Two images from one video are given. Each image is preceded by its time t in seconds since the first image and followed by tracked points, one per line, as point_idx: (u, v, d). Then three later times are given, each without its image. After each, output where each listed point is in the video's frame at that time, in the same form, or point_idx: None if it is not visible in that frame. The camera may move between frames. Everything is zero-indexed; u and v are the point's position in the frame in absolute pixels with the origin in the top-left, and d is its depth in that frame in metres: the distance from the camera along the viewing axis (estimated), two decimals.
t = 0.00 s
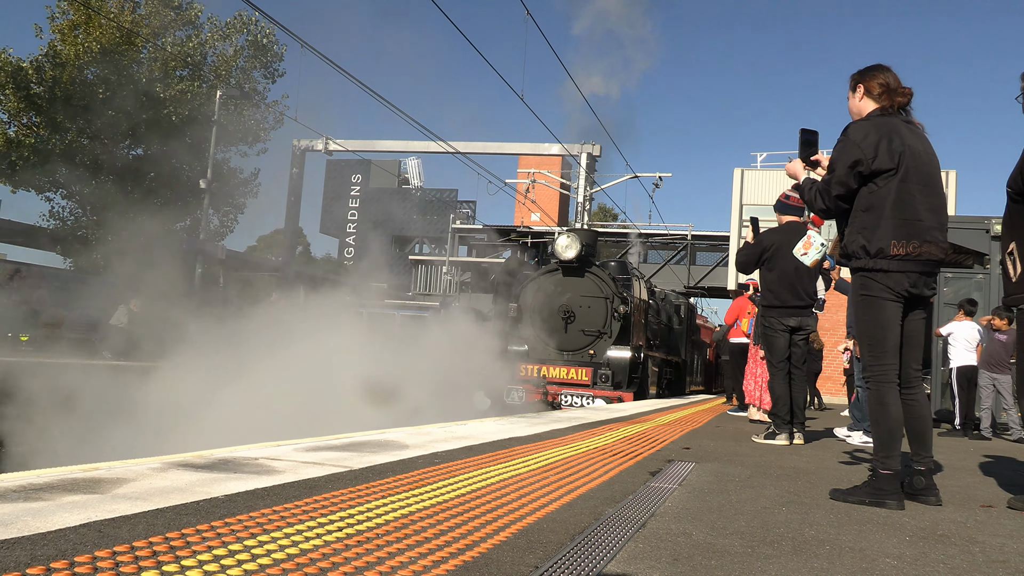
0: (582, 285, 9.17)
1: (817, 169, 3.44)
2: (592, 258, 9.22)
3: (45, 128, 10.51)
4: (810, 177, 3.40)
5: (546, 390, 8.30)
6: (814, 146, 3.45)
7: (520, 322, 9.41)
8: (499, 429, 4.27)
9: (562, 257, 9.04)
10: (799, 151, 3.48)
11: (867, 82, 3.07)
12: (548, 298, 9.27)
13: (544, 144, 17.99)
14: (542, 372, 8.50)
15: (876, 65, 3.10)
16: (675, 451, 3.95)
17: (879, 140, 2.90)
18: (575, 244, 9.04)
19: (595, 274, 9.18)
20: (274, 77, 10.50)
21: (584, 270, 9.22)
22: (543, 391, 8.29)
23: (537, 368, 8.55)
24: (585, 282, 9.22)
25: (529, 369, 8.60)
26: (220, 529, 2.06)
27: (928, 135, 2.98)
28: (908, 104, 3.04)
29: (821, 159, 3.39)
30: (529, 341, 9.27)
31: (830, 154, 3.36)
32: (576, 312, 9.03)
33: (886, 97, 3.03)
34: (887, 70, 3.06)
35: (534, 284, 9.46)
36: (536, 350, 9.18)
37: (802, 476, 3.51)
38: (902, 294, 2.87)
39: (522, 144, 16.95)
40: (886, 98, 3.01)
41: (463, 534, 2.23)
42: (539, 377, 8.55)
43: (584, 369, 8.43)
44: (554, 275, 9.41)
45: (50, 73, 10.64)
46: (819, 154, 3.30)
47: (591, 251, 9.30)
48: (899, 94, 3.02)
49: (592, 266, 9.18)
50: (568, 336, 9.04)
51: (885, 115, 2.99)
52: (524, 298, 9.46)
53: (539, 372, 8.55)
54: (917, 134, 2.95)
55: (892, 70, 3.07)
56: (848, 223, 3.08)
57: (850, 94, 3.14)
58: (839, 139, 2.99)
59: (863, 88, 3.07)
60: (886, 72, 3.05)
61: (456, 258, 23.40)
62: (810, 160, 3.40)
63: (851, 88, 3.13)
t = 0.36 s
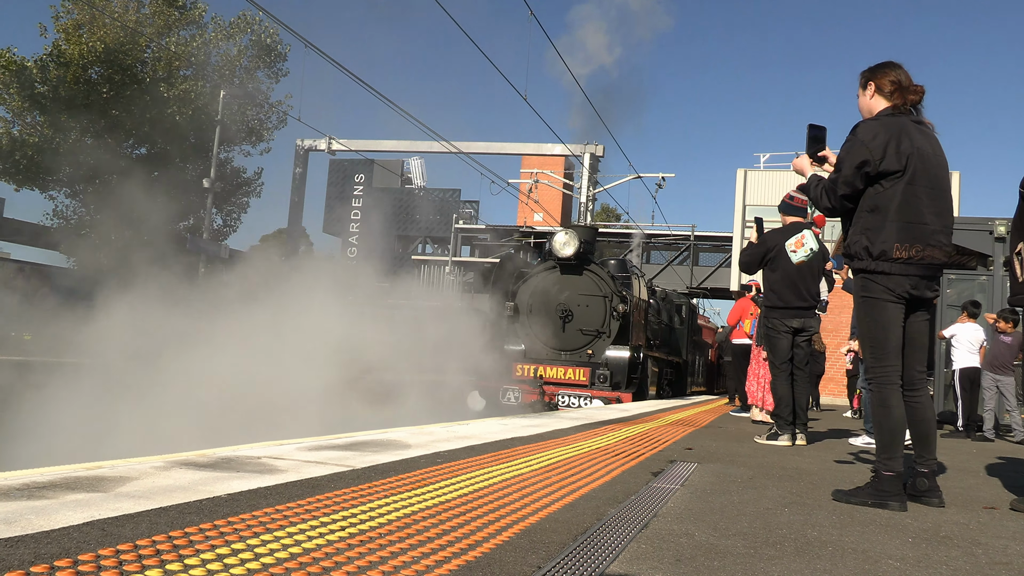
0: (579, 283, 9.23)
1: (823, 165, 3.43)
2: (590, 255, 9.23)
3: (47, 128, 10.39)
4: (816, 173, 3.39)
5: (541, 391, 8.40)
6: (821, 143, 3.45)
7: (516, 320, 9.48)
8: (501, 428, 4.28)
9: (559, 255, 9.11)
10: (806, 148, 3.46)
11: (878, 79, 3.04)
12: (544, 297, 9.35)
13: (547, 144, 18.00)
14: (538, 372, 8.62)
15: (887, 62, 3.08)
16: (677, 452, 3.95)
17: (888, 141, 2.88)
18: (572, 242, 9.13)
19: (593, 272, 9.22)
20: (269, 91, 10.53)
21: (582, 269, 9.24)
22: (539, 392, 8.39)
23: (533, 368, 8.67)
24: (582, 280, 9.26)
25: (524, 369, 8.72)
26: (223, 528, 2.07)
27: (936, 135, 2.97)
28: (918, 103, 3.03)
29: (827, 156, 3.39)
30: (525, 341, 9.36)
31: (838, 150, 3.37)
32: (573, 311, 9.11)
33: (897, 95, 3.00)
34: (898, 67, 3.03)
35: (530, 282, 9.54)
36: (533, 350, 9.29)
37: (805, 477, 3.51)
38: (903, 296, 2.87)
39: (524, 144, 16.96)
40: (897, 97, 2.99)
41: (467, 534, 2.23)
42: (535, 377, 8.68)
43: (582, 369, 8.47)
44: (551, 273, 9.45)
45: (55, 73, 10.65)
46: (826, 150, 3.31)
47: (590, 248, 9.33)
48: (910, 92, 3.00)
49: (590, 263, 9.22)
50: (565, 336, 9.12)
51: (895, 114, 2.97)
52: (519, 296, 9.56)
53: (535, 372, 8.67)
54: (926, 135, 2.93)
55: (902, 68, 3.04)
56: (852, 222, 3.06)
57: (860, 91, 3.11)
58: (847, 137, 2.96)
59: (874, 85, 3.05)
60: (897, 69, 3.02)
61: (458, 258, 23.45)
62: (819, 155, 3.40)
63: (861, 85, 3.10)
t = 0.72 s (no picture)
0: (578, 281, 9.21)
1: (824, 163, 3.43)
2: (588, 252, 9.22)
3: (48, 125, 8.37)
4: (817, 170, 3.39)
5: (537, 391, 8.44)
6: (822, 140, 3.44)
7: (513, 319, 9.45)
8: (504, 429, 4.28)
9: (556, 251, 9.11)
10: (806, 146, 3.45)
11: (884, 77, 3.03)
12: (542, 295, 9.32)
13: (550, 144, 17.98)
14: (536, 372, 8.72)
15: (892, 60, 3.06)
16: (680, 452, 3.95)
17: (892, 140, 2.87)
18: (570, 238, 9.12)
19: (591, 269, 9.21)
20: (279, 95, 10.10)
21: (580, 266, 9.25)
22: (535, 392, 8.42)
23: (531, 368, 8.77)
24: (580, 278, 9.23)
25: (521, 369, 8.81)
26: (226, 527, 2.07)
27: (940, 135, 2.97)
28: (923, 102, 3.03)
29: (829, 153, 3.39)
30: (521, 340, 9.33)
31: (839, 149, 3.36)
32: (571, 309, 9.10)
33: (903, 93, 2.99)
34: (904, 65, 3.02)
35: (528, 279, 9.52)
36: (530, 349, 9.27)
37: (807, 478, 3.51)
38: (905, 297, 2.87)
39: (527, 144, 16.95)
40: (903, 96, 2.98)
41: (469, 534, 2.23)
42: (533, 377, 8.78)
43: (579, 369, 8.60)
44: (548, 271, 9.42)
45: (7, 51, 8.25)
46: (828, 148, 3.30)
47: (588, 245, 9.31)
48: (916, 91, 2.99)
49: (588, 260, 9.21)
50: (563, 335, 9.12)
51: (899, 113, 2.95)
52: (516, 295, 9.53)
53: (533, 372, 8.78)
54: (930, 135, 2.93)
55: (908, 66, 3.03)
56: (853, 221, 3.05)
57: (865, 88, 3.10)
58: (851, 137, 2.94)
59: (879, 83, 3.03)
60: (903, 68, 3.01)
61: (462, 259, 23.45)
62: (820, 153, 3.40)
63: (866, 84, 3.09)
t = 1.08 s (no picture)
0: (576, 279, 9.21)
1: (825, 162, 3.43)
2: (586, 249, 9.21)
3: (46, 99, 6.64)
4: (819, 169, 3.38)
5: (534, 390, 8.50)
6: (823, 139, 3.45)
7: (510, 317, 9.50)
8: (507, 429, 4.28)
9: (555, 248, 9.13)
10: (807, 144, 3.45)
11: (886, 76, 3.02)
12: (540, 293, 9.35)
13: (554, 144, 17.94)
14: (534, 372, 8.65)
15: (895, 59, 3.05)
16: (684, 453, 3.94)
17: (896, 141, 2.86)
18: (568, 235, 9.14)
19: (589, 266, 9.20)
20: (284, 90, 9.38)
21: (579, 262, 9.26)
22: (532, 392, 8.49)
23: (528, 368, 8.69)
24: (578, 275, 9.24)
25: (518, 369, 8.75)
26: (230, 527, 2.07)
27: (944, 135, 2.96)
28: (927, 102, 3.02)
29: (830, 152, 3.39)
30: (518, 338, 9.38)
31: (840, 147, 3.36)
32: (569, 307, 9.10)
33: (907, 93, 2.99)
34: (908, 64, 3.01)
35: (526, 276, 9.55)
36: (528, 347, 9.30)
37: (810, 478, 3.50)
38: (907, 298, 2.86)
39: (531, 144, 16.93)
40: (906, 95, 2.98)
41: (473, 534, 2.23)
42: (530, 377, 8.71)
43: (577, 369, 8.49)
44: (546, 268, 9.45)
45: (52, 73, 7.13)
46: (829, 147, 3.29)
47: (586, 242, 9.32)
48: (920, 91, 2.99)
49: (586, 258, 9.22)
50: (561, 333, 9.12)
51: (902, 113, 2.95)
52: (514, 293, 9.57)
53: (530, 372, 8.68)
54: (934, 135, 2.92)
55: (912, 65, 3.02)
56: (855, 221, 3.05)
57: (868, 88, 3.09)
58: (854, 137, 2.93)
59: (882, 82, 3.02)
60: (906, 66, 3.00)
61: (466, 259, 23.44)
62: (820, 152, 3.40)
63: (869, 83, 3.08)
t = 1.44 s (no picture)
0: (573, 276, 9.16)
1: (826, 161, 3.43)
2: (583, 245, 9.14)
3: None
4: (820, 168, 3.38)
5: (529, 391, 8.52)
6: (824, 138, 3.45)
7: (505, 315, 9.41)
8: (510, 429, 4.29)
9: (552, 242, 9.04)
10: (809, 144, 3.45)
11: (889, 76, 3.01)
12: (536, 290, 9.30)
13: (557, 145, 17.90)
14: (529, 371, 8.58)
15: (898, 58, 3.04)
16: (687, 453, 3.94)
17: (899, 141, 2.85)
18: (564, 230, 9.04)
19: (586, 262, 9.15)
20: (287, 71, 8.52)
21: (575, 260, 9.19)
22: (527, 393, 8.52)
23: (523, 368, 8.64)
24: (575, 272, 9.18)
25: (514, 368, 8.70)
26: (233, 527, 2.07)
27: (946, 135, 2.96)
28: (929, 101, 3.01)
29: (830, 151, 3.39)
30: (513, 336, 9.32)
31: (841, 147, 3.36)
32: (566, 305, 9.06)
33: (909, 93, 2.98)
34: (910, 64, 3.00)
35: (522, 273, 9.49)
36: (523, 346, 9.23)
37: (813, 478, 3.50)
38: (910, 298, 2.86)
39: (534, 144, 16.90)
40: (908, 95, 2.97)
41: (476, 534, 2.23)
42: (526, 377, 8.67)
43: (574, 369, 8.37)
44: (542, 265, 9.39)
45: None
46: (830, 146, 3.29)
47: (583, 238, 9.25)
48: (922, 90, 2.98)
49: (584, 254, 9.15)
50: (558, 331, 9.09)
51: (905, 113, 2.94)
52: (508, 290, 9.49)
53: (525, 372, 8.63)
54: (936, 135, 2.91)
55: (914, 65, 3.01)
56: (857, 222, 3.04)
57: (870, 88, 3.08)
58: (857, 137, 2.92)
59: (885, 82, 3.01)
60: (909, 66, 2.99)
61: (469, 259, 23.42)
62: (821, 151, 3.40)
63: (872, 83, 3.07)
